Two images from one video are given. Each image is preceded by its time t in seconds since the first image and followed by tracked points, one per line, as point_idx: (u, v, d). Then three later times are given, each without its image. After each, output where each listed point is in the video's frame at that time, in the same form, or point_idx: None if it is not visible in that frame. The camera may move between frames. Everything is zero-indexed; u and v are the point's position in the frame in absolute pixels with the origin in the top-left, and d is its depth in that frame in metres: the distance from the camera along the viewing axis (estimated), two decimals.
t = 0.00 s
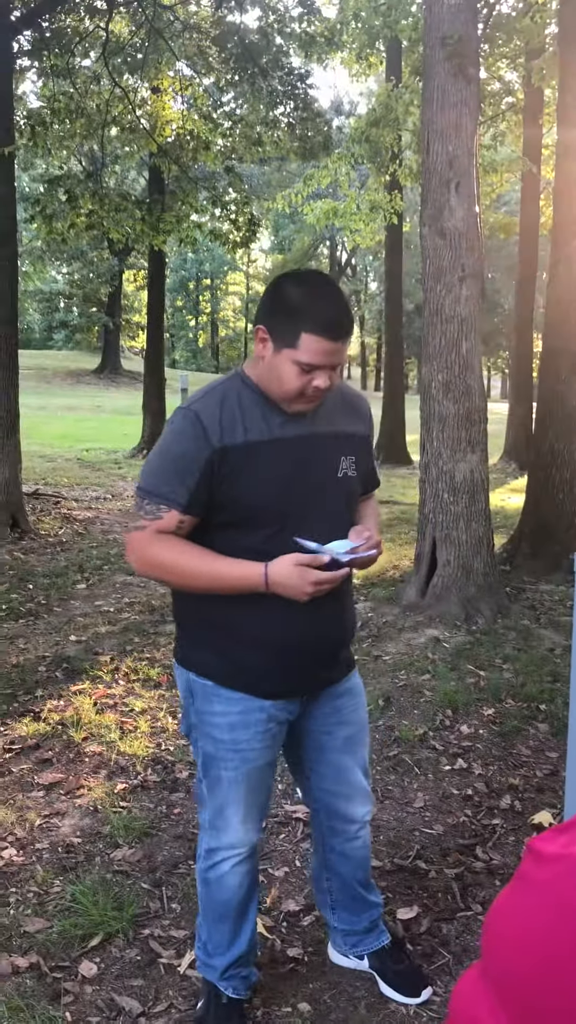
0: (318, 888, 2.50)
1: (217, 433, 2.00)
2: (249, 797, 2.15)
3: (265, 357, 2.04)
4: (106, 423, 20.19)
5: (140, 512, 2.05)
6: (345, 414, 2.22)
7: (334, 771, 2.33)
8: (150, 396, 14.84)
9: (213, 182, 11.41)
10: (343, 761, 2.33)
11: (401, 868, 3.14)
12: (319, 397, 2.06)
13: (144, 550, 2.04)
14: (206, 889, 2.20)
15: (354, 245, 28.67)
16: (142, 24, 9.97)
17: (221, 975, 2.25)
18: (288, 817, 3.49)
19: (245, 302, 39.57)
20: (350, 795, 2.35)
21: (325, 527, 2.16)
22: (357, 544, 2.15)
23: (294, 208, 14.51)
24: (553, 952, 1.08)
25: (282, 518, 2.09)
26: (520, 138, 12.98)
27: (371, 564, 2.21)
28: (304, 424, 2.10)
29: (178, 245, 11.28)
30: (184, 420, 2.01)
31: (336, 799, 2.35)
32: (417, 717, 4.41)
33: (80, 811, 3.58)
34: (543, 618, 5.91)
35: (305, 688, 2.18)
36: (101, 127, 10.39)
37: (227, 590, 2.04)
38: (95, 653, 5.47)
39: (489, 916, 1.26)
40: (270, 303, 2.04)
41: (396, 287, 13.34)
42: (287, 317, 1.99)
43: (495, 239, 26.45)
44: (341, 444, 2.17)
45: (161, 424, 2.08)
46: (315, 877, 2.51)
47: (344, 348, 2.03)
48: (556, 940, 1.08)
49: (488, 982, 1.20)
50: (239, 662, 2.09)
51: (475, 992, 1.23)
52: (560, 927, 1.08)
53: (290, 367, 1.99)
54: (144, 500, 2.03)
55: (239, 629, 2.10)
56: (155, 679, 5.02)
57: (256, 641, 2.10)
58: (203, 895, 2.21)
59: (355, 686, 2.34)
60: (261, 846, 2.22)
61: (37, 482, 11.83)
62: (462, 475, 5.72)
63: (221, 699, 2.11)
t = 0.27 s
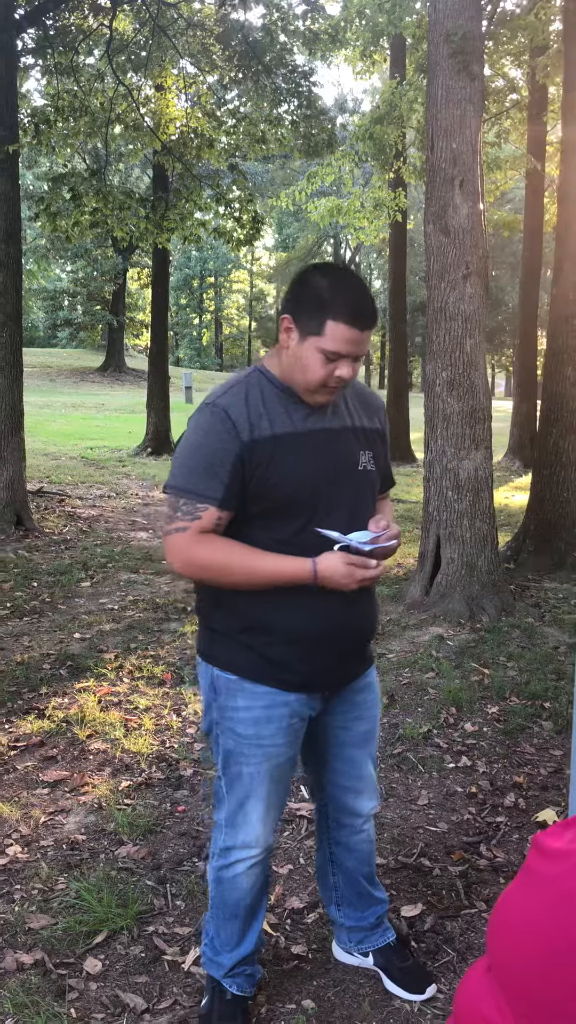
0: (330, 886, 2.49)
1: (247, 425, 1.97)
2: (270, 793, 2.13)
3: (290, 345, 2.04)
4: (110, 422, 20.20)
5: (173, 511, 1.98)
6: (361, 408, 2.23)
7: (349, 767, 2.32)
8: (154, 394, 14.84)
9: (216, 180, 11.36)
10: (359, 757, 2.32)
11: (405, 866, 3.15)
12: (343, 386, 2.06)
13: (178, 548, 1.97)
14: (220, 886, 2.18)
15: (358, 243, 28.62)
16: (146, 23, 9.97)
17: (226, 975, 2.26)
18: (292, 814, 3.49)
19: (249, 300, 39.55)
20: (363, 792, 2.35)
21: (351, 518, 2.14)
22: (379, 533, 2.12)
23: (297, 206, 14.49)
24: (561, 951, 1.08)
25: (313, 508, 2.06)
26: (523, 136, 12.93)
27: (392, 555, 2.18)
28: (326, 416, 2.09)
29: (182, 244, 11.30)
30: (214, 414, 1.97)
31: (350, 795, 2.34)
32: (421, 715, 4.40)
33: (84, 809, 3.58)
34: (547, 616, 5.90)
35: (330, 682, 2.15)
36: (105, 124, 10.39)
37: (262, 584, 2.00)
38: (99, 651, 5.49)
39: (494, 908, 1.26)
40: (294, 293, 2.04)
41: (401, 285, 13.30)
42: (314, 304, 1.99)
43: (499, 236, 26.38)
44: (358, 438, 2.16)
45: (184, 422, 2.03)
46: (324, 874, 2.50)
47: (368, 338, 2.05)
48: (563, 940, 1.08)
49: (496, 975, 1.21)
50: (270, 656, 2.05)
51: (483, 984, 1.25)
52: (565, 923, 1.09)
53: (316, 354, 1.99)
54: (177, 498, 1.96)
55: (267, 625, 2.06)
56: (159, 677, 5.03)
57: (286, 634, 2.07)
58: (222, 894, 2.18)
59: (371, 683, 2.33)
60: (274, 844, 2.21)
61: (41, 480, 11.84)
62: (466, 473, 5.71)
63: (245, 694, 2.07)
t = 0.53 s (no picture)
0: (340, 885, 2.48)
1: (265, 417, 1.97)
2: (283, 789, 2.13)
3: (314, 334, 2.04)
4: (114, 422, 20.23)
5: (191, 500, 1.98)
6: (379, 408, 2.23)
7: (362, 763, 2.32)
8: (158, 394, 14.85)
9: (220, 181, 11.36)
10: (371, 753, 2.31)
11: (409, 865, 3.15)
12: (363, 381, 2.06)
13: (196, 537, 1.97)
14: (230, 881, 2.18)
15: (362, 243, 28.60)
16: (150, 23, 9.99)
17: (231, 973, 2.26)
18: (296, 813, 3.50)
19: (253, 300, 39.55)
20: (375, 788, 2.35)
21: (367, 515, 2.13)
22: (395, 532, 2.09)
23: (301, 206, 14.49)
24: (565, 949, 1.09)
25: (330, 503, 2.05)
26: (527, 135, 12.91)
27: (408, 554, 2.13)
28: (345, 411, 2.09)
29: (185, 245, 11.31)
30: (233, 405, 1.97)
31: (363, 792, 2.34)
32: (425, 715, 4.41)
33: (89, 808, 3.59)
34: (551, 616, 5.89)
35: (345, 679, 2.14)
36: (109, 125, 10.39)
37: (278, 576, 1.99)
38: (103, 650, 5.51)
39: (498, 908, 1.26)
40: (320, 284, 2.05)
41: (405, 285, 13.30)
42: (339, 294, 2.00)
43: (503, 236, 26.35)
44: (375, 438, 2.16)
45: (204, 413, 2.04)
46: (333, 873, 2.49)
47: (391, 331, 2.06)
48: (568, 937, 1.09)
49: (500, 974, 1.21)
50: (285, 650, 2.05)
51: (486, 983, 1.25)
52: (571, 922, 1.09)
53: (339, 344, 1.99)
54: (196, 487, 1.96)
55: (283, 619, 2.05)
56: (164, 677, 5.03)
57: (301, 629, 2.06)
58: (232, 889, 2.18)
59: (389, 680, 2.32)
60: (286, 841, 2.21)
61: (45, 480, 11.86)
62: (470, 473, 5.70)
63: (259, 688, 2.07)
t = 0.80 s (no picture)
0: (348, 887, 2.47)
1: (277, 417, 1.98)
2: (294, 786, 2.13)
3: (325, 335, 2.05)
4: (120, 423, 20.27)
5: (203, 499, 2.00)
6: (393, 409, 2.23)
7: (370, 762, 2.32)
8: (164, 396, 14.88)
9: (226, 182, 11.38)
10: (379, 752, 2.31)
11: (415, 867, 3.14)
12: (375, 381, 2.06)
13: (208, 536, 1.99)
14: (239, 877, 2.19)
15: (368, 244, 28.62)
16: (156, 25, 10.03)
17: (238, 971, 2.26)
18: (303, 814, 3.50)
19: (259, 302, 39.59)
20: (380, 787, 2.35)
21: (379, 515, 2.12)
22: (405, 534, 2.07)
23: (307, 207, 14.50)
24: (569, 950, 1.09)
25: (341, 502, 2.05)
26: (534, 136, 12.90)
27: (417, 555, 2.12)
28: (357, 411, 2.09)
29: (191, 246, 11.34)
30: (245, 405, 1.98)
31: (369, 790, 2.34)
32: (432, 716, 4.40)
33: (95, 809, 3.60)
34: (558, 617, 5.88)
35: (356, 678, 2.13)
36: (115, 127, 10.43)
37: (288, 575, 2.00)
38: (110, 651, 5.52)
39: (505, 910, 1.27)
40: (333, 285, 2.05)
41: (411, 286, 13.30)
42: (351, 295, 2.00)
43: (509, 237, 26.38)
44: (389, 438, 2.15)
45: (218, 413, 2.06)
46: (341, 875, 2.49)
47: (403, 332, 2.05)
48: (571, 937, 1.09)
49: (505, 976, 1.21)
50: (295, 649, 2.05)
51: (492, 985, 1.25)
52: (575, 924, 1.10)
53: (350, 344, 1.99)
54: (208, 486, 1.99)
55: (294, 617, 2.05)
56: (170, 677, 5.04)
57: (310, 627, 2.05)
58: (241, 885, 2.19)
59: (400, 680, 2.31)
60: (295, 837, 2.21)
61: (52, 482, 11.89)
62: (476, 474, 5.70)
63: (271, 685, 2.07)
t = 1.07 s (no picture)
0: (354, 889, 2.47)
1: (285, 419, 1.98)
2: (302, 786, 2.13)
3: (334, 339, 2.05)
4: (126, 426, 20.30)
5: (212, 500, 2.01)
6: (402, 412, 2.23)
7: (376, 761, 2.31)
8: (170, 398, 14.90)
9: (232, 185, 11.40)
10: (386, 751, 2.31)
11: (421, 869, 3.14)
12: (383, 385, 2.06)
13: (216, 537, 1.99)
14: (246, 876, 2.19)
15: (374, 246, 28.63)
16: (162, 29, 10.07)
17: (244, 971, 2.26)
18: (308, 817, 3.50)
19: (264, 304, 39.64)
20: (387, 786, 2.34)
21: (387, 516, 2.12)
22: (411, 536, 2.06)
23: (312, 209, 14.51)
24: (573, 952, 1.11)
25: (348, 504, 2.05)
26: (539, 138, 12.89)
27: (424, 557, 2.12)
28: (365, 415, 2.09)
29: (197, 249, 11.36)
30: (253, 407, 1.99)
31: (376, 790, 2.34)
32: (437, 718, 4.40)
33: (101, 811, 3.61)
34: (564, 620, 5.86)
35: (364, 679, 2.13)
36: (121, 130, 10.47)
37: (296, 576, 2.00)
38: (115, 653, 5.53)
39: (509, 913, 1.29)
40: (341, 289, 2.05)
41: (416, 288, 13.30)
42: (359, 300, 2.00)
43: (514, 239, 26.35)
44: (397, 441, 2.15)
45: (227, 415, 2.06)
46: (346, 876, 2.48)
47: (411, 336, 2.05)
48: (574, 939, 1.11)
49: (510, 977, 1.23)
50: (302, 649, 2.05)
51: (498, 987, 1.28)
52: None
53: (358, 348, 1.99)
54: (216, 488, 2.00)
55: (302, 618, 2.06)
56: (175, 679, 5.05)
57: (318, 628, 2.06)
58: (248, 884, 2.19)
59: (408, 681, 2.31)
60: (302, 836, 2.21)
61: (58, 484, 11.92)
62: (481, 476, 5.69)
63: (279, 685, 2.08)
